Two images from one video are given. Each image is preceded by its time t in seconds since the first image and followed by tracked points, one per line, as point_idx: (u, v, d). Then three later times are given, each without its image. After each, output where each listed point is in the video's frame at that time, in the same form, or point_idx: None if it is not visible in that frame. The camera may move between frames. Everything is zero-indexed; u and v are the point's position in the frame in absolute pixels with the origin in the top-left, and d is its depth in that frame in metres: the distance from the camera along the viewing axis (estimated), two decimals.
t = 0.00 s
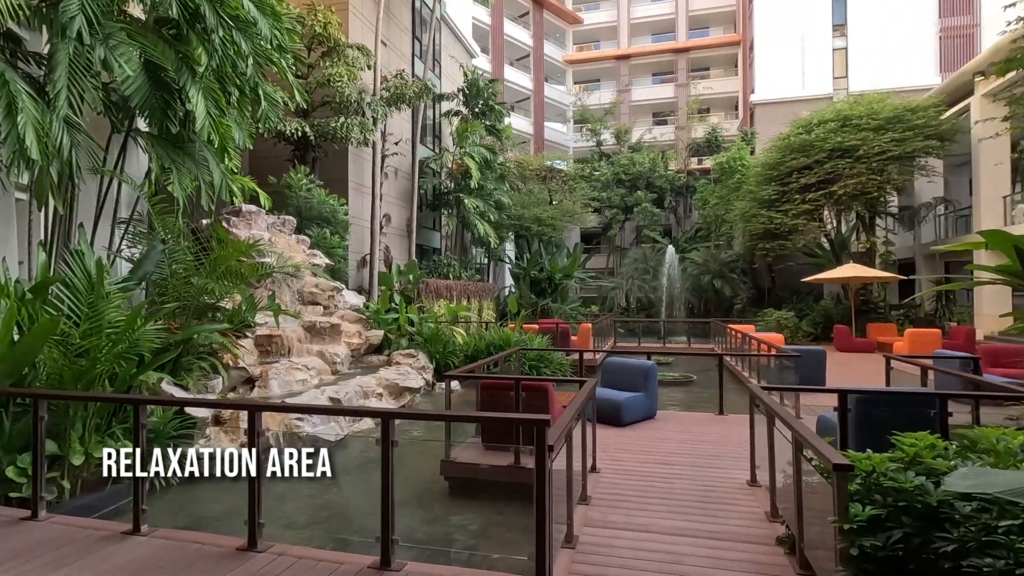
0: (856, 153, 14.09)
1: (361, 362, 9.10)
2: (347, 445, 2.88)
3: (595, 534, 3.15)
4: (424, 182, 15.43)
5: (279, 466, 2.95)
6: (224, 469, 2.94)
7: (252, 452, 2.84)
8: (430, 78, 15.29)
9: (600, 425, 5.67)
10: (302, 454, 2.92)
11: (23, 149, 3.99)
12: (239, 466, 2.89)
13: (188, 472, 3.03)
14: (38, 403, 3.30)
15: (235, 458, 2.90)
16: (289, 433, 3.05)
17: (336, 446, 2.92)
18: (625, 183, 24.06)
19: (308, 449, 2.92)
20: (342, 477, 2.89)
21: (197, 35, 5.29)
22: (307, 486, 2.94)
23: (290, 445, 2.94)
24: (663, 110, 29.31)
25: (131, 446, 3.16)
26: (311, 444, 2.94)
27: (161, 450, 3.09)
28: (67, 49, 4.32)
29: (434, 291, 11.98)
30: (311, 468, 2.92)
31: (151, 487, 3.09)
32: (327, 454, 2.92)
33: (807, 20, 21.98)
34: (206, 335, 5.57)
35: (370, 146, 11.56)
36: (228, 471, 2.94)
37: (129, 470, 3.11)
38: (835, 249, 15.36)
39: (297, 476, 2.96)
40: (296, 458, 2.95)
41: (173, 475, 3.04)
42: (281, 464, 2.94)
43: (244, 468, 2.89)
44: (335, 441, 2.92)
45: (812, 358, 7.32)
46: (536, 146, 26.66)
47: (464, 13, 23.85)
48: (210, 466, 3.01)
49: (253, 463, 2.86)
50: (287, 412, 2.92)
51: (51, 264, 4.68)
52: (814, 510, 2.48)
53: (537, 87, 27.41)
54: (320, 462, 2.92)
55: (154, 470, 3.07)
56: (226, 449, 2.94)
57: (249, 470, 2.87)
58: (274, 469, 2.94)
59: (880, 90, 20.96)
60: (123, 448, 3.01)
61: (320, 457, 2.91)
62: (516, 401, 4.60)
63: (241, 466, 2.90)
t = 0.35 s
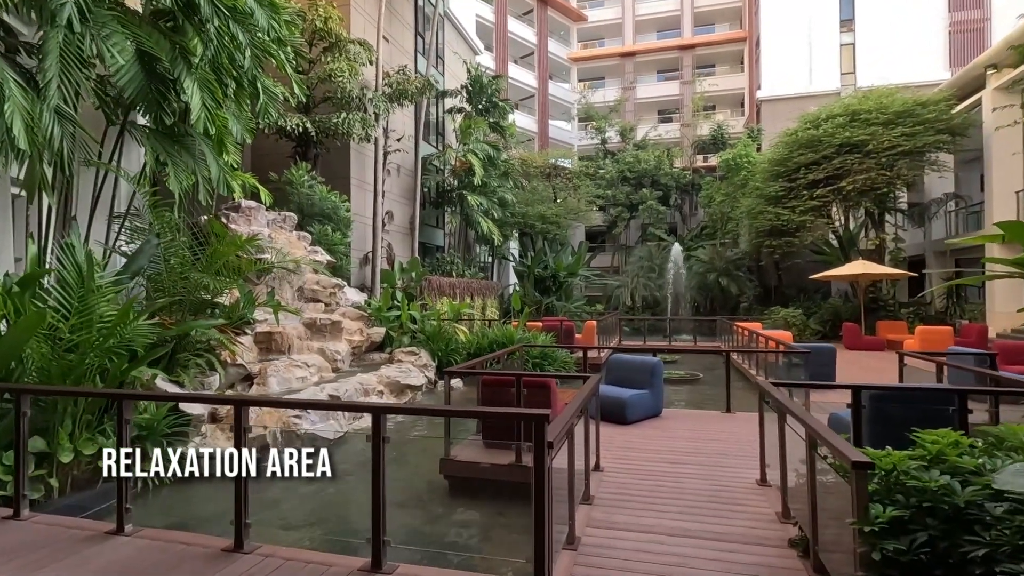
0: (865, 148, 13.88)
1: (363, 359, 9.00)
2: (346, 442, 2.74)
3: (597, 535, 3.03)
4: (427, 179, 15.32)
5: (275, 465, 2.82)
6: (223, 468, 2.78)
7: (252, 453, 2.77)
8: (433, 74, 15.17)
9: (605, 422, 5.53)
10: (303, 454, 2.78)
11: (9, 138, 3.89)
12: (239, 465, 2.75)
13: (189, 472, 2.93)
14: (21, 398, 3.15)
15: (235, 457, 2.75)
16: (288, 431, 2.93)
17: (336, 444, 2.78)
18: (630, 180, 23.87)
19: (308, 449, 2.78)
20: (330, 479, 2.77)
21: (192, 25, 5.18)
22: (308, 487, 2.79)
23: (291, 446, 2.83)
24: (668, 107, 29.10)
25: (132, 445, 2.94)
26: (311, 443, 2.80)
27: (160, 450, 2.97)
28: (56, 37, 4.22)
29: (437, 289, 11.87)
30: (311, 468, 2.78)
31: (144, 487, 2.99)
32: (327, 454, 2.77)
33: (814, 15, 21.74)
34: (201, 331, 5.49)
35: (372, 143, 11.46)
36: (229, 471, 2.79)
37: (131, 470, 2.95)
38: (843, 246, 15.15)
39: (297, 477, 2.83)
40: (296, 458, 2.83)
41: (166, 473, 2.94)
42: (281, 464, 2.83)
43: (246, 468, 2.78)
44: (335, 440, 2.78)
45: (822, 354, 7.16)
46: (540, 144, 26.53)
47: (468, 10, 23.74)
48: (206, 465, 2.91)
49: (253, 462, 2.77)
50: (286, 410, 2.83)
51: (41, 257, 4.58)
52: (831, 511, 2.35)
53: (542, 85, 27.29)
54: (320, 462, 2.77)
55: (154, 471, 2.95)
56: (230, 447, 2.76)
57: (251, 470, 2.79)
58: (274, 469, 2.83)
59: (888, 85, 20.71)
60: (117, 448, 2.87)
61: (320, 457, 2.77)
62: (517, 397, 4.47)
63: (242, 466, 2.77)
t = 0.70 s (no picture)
0: (872, 144, 13.66)
1: (362, 360, 8.84)
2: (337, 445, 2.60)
3: (598, 543, 2.86)
4: (428, 179, 15.14)
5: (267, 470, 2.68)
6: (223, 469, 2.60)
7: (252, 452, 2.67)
8: (433, 72, 15.02)
9: (608, 423, 5.35)
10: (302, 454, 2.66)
11: None
12: (238, 464, 2.63)
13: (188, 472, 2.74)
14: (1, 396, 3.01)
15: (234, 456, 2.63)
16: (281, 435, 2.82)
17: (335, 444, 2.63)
18: (634, 179, 23.67)
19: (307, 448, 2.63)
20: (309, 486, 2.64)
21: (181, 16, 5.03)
22: (307, 489, 2.66)
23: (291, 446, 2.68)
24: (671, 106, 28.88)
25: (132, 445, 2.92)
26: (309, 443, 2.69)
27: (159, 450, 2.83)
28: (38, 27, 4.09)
29: (437, 289, 11.71)
30: (310, 468, 2.65)
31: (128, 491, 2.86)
32: (327, 454, 2.64)
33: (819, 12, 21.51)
34: (193, 330, 5.37)
35: (371, 141, 11.32)
36: (228, 471, 2.64)
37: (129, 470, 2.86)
38: (850, 244, 14.93)
39: (296, 477, 2.70)
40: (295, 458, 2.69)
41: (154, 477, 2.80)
42: (281, 464, 2.69)
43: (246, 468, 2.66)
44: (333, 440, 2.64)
45: (832, 354, 6.97)
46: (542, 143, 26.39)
47: (469, 9, 23.66)
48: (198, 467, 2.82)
49: (253, 463, 2.66)
50: (278, 412, 2.66)
51: (22, 253, 4.47)
52: (849, 519, 2.19)
53: (544, 84, 27.16)
54: (320, 462, 2.64)
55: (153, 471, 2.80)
56: (225, 446, 2.62)
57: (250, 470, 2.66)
58: (274, 469, 2.68)
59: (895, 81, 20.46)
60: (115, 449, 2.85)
61: (321, 456, 2.64)
62: (516, 400, 4.31)
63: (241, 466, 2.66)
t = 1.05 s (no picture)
0: (880, 140, 13.46)
1: (362, 362, 8.69)
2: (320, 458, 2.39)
3: (604, 555, 2.71)
4: (429, 178, 14.97)
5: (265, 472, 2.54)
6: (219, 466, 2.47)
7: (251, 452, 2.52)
8: (434, 71, 14.87)
9: (612, 426, 5.18)
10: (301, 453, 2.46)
11: None
12: (238, 464, 2.51)
13: (189, 472, 2.48)
14: None
15: (235, 455, 2.51)
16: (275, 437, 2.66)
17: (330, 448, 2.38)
18: (637, 178, 23.47)
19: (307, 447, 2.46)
20: (292, 498, 2.48)
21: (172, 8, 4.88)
22: (307, 492, 2.46)
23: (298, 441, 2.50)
24: (674, 105, 28.68)
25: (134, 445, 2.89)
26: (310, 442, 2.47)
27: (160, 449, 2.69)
28: (20, 20, 3.96)
29: (439, 289, 11.56)
30: (311, 468, 2.45)
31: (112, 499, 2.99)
32: (326, 453, 2.40)
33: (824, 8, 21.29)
34: (186, 331, 5.28)
35: (371, 139, 11.17)
36: (228, 471, 2.53)
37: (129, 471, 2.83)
38: (857, 242, 14.72)
39: (298, 478, 2.49)
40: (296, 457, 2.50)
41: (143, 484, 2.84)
42: (281, 464, 2.52)
43: (246, 469, 2.52)
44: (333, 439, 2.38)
45: (842, 353, 6.79)
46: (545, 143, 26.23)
47: (471, 8, 23.56)
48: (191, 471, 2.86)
49: (253, 463, 2.51)
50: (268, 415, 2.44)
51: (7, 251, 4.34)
52: (879, 534, 2.02)
53: (546, 84, 27.01)
54: (320, 461, 2.41)
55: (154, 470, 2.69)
56: (223, 447, 2.51)
57: (250, 470, 2.51)
58: (274, 469, 2.53)
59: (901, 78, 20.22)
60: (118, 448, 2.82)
61: (320, 456, 2.41)
62: (516, 402, 4.16)
63: (242, 466, 2.52)
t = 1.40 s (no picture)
0: (893, 140, 13.22)
1: (364, 366, 8.54)
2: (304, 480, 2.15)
3: None
4: (433, 179, 14.83)
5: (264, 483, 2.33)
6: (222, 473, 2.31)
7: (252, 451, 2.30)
8: (438, 72, 14.73)
9: (622, 434, 5.00)
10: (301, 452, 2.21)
11: None
12: (237, 464, 2.30)
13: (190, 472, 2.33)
14: None
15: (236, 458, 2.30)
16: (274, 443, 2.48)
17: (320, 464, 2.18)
18: (643, 180, 23.26)
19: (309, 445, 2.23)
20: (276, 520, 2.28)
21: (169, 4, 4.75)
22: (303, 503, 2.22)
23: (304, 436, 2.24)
24: (681, 106, 28.46)
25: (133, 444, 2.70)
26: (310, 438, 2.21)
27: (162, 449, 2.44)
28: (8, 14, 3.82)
29: (443, 291, 11.42)
30: (310, 470, 2.18)
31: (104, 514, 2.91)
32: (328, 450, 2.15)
33: (832, 7, 21.05)
34: (184, 335, 5.05)
35: (374, 140, 11.02)
36: (228, 471, 2.33)
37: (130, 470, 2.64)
38: (868, 243, 14.46)
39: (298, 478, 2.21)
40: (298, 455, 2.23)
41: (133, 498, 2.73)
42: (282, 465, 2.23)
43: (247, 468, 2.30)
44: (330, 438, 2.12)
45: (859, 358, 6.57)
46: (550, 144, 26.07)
47: (477, 9, 23.48)
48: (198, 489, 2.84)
49: (253, 462, 2.29)
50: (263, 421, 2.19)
51: None
52: (929, 564, 1.82)
53: (551, 85, 26.86)
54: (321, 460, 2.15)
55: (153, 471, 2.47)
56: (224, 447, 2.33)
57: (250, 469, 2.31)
58: (274, 470, 2.26)
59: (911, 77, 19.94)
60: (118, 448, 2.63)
61: (320, 455, 2.15)
62: (523, 412, 3.96)
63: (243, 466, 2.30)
